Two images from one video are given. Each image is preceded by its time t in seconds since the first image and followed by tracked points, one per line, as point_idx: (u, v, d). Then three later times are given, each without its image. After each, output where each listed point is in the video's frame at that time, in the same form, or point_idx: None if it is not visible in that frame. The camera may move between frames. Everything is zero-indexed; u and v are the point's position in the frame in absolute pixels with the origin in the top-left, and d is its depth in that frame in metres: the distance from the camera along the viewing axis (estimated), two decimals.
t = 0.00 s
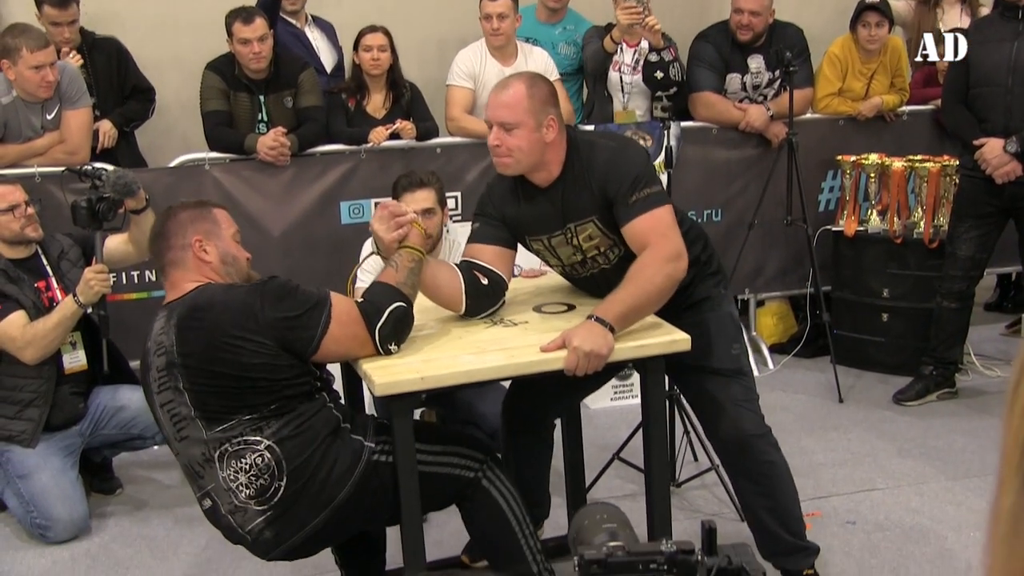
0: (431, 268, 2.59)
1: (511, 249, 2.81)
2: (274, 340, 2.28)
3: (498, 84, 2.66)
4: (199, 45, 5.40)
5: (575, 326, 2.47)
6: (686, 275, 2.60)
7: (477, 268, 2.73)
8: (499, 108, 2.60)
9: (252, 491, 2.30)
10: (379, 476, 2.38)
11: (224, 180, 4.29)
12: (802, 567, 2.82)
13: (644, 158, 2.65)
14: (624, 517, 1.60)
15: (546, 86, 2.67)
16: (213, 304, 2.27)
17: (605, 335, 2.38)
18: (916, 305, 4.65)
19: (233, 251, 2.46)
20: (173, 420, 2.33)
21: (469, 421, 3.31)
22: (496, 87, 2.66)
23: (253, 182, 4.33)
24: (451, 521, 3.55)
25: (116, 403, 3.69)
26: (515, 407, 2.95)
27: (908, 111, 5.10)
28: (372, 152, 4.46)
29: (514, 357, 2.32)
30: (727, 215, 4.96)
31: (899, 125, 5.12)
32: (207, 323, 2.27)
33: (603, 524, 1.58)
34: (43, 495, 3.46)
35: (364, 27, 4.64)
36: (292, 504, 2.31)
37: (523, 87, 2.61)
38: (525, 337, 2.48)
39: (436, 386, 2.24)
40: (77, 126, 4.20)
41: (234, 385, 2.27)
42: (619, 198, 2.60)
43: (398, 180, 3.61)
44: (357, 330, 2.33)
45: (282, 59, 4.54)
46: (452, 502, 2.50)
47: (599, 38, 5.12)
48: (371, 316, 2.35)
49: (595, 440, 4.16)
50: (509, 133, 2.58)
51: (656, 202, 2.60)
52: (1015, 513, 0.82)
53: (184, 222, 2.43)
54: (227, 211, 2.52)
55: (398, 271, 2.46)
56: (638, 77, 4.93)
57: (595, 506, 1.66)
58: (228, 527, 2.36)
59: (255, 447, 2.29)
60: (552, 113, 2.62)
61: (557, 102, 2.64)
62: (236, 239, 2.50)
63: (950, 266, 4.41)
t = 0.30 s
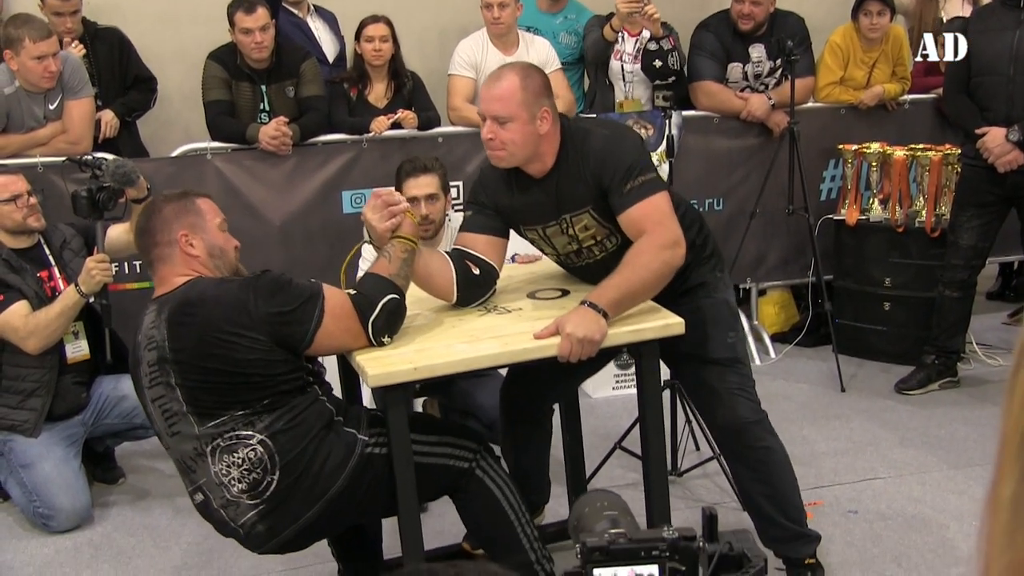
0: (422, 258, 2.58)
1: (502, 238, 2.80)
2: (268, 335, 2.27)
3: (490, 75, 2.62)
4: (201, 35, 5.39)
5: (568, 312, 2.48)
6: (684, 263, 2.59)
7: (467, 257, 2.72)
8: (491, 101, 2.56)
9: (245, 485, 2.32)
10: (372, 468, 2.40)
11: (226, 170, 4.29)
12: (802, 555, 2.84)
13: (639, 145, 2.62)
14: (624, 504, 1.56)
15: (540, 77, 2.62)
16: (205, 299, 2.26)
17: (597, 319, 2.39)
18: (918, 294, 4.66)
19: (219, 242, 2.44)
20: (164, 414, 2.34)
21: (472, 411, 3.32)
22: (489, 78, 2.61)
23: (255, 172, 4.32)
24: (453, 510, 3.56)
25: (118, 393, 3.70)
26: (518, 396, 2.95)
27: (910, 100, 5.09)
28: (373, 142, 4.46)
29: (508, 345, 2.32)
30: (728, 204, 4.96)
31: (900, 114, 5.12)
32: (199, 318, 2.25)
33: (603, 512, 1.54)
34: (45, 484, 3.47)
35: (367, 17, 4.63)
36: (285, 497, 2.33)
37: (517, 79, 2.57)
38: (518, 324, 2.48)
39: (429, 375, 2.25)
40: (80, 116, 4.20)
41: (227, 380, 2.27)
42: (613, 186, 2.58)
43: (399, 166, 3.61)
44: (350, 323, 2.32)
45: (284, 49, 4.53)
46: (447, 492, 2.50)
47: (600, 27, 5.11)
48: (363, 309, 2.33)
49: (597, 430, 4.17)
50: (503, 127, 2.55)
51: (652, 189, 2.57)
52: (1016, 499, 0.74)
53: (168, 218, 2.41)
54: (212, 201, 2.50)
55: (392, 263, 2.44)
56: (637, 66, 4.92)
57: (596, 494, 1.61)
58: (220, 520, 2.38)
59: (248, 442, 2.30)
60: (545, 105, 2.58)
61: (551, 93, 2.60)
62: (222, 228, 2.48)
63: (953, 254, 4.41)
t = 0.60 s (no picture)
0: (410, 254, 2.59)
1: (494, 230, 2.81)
2: (253, 340, 2.26)
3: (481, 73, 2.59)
4: (204, 30, 5.39)
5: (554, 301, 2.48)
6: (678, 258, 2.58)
7: (457, 250, 2.73)
8: (481, 101, 2.53)
9: (236, 487, 2.35)
10: (364, 470, 2.42)
11: (229, 165, 4.29)
12: (804, 549, 2.85)
13: (631, 137, 2.60)
14: (631, 496, 1.57)
15: (531, 74, 2.60)
16: (188, 301, 2.25)
17: (584, 309, 2.39)
18: (922, 288, 4.67)
19: (205, 244, 2.44)
20: (155, 414, 2.36)
21: (476, 405, 3.32)
22: (479, 77, 2.58)
23: (258, 167, 4.32)
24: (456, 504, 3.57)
25: (121, 389, 3.72)
26: (521, 391, 2.96)
27: (913, 94, 5.08)
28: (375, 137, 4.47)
29: (494, 338, 2.32)
30: (732, 199, 4.96)
31: (903, 109, 5.11)
32: (183, 322, 2.25)
33: (611, 503, 1.55)
34: (50, 479, 3.48)
35: (371, 12, 4.62)
36: (276, 500, 2.36)
37: (507, 77, 2.55)
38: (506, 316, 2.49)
39: (417, 371, 2.24)
40: (84, 112, 4.21)
41: (213, 385, 2.28)
42: (605, 180, 2.56)
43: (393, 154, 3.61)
44: (332, 321, 2.30)
45: (287, 44, 4.53)
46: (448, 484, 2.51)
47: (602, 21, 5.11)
48: (347, 307, 2.31)
49: (601, 424, 4.18)
50: (492, 126, 2.52)
51: (644, 182, 2.56)
52: (1015, 516, 0.79)
53: (153, 221, 2.40)
54: (198, 201, 2.49)
55: (379, 261, 2.44)
56: (639, 61, 4.89)
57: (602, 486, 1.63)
58: (215, 515, 2.44)
59: (236, 446, 2.32)
60: (536, 103, 2.56)
61: (541, 91, 2.58)
62: (208, 230, 2.48)
63: (957, 249, 4.42)
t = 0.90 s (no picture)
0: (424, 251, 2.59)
1: (511, 231, 2.80)
2: (248, 337, 2.27)
3: (520, 83, 2.49)
4: (208, 30, 5.40)
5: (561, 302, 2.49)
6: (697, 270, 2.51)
7: (475, 250, 2.73)
8: (516, 117, 2.45)
9: (231, 483, 2.35)
10: (359, 468, 2.41)
11: (231, 164, 4.30)
12: (803, 550, 2.85)
13: (655, 148, 2.56)
14: (629, 492, 1.57)
15: (568, 87, 2.50)
16: (188, 299, 2.27)
17: (588, 311, 2.39)
18: (923, 291, 4.67)
19: (211, 241, 2.44)
20: (155, 410, 2.38)
21: (478, 406, 3.32)
22: (516, 87, 2.48)
23: (260, 166, 4.33)
24: (458, 504, 3.57)
25: (123, 390, 3.72)
26: (522, 391, 2.96)
27: (915, 96, 5.08)
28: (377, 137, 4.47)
29: (498, 339, 2.32)
30: (734, 200, 4.96)
31: (906, 111, 5.11)
32: (183, 320, 2.26)
33: (609, 500, 1.55)
34: (51, 479, 3.48)
35: (374, 13, 4.62)
36: (270, 497, 2.36)
37: (545, 92, 2.45)
38: (510, 317, 2.49)
39: (420, 372, 2.24)
40: (87, 111, 4.22)
41: (210, 382, 2.29)
42: (627, 188, 2.53)
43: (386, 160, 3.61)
44: (335, 321, 2.30)
45: (290, 44, 4.54)
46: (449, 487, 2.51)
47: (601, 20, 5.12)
48: (352, 307, 2.30)
49: (602, 425, 4.18)
50: (525, 143, 2.46)
51: (667, 190, 2.50)
52: (1012, 504, 0.80)
53: (160, 216, 2.41)
54: (206, 196, 2.50)
55: (391, 264, 2.38)
56: (640, 62, 4.93)
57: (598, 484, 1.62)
58: (215, 513, 2.44)
59: (232, 442, 2.33)
60: (572, 120, 2.48)
61: (577, 107, 2.49)
62: (215, 226, 2.48)
63: (959, 252, 4.42)
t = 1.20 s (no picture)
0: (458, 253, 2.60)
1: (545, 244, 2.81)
2: (266, 326, 2.26)
3: (587, 123, 2.45)
4: (208, 31, 5.40)
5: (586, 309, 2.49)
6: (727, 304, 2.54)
7: (507, 259, 2.73)
8: (581, 159, 2.42)
9: (240, 467, 2.35)
10: (367, 462, 2.41)
11: (231, 166, 4.30)
12: (804, 553, 2.86)
13: (703, 182, 2.58)
14: (628, 494, 1.57)
15: (631, 126, 2.48)
16: (211, 285, 2.25)
17: (608, 322, 2.40)
18: (923, 292, 4.67)
19: (236, 226, 2.40)
20: (169, 390, 2.38)
21: (478, 407, 3.32)
22: (583, 127, 2.45)
23: (260, 168, 4.33)
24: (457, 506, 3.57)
25: (123, 391, 3.71)
26: (524, 393, 2.96)
27: (915, 98, 5.08)
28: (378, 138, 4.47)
29: (519, 343, 2.33)
30: (734, 202, 4.96)
31: (906, 113, 5.11)
32: (204, 304, 2.25)
33: (609, 501, 1.55)
34: (50, 480, 3.48)
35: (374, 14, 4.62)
36: (275, 485, 2.35)
37: (612, 136, 2.43)
38: (529, 321, 2.50)
39: (440, 371, 2.26)
40: (86, 112, 4.22)
41: (225, 368, 2.28)
42: (669, 216, 2.55)
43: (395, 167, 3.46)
44: (356, 319, 2.33)
45: (290, 46, 4.54)
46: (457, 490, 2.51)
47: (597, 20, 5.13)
48: (375, 308, 2.34)
49: (602, 426, 4.18)
50: (586, 183, 2.45)
51: (705, 223, 2.53)
52: (1016, 500, 0.79)
53: (185, 199, 2.39)
54: (233, 181, 2.47)
55: (421, 270, 2.42)
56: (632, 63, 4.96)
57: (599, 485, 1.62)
58: (220, 496, 2.42)
59: (242, 427, 2.33)
60: (632, 161, 2.48)
61: (638, 147, 2.49)
62: (241, 210, 2.45)
63: (959, 254, 4.42)
